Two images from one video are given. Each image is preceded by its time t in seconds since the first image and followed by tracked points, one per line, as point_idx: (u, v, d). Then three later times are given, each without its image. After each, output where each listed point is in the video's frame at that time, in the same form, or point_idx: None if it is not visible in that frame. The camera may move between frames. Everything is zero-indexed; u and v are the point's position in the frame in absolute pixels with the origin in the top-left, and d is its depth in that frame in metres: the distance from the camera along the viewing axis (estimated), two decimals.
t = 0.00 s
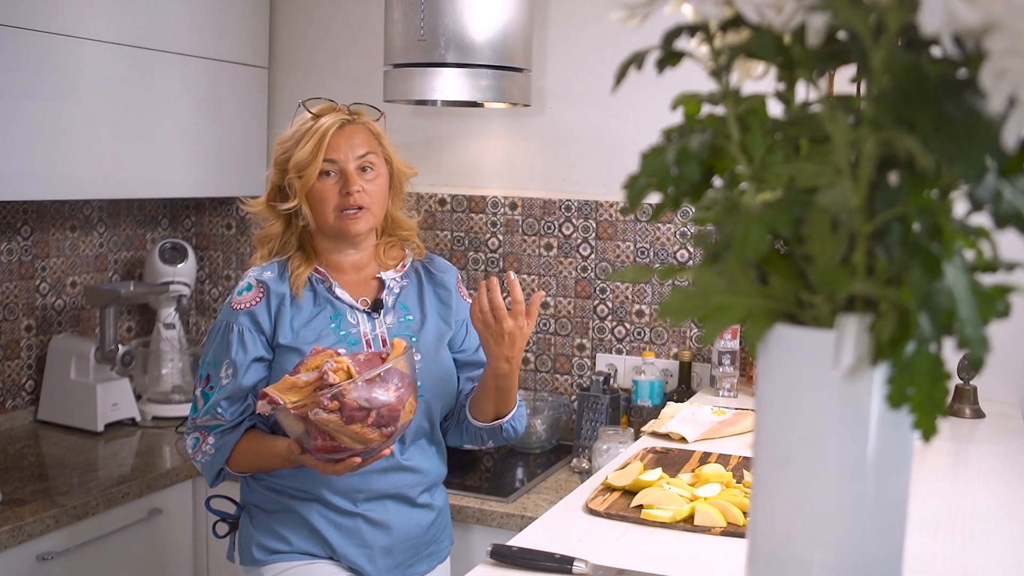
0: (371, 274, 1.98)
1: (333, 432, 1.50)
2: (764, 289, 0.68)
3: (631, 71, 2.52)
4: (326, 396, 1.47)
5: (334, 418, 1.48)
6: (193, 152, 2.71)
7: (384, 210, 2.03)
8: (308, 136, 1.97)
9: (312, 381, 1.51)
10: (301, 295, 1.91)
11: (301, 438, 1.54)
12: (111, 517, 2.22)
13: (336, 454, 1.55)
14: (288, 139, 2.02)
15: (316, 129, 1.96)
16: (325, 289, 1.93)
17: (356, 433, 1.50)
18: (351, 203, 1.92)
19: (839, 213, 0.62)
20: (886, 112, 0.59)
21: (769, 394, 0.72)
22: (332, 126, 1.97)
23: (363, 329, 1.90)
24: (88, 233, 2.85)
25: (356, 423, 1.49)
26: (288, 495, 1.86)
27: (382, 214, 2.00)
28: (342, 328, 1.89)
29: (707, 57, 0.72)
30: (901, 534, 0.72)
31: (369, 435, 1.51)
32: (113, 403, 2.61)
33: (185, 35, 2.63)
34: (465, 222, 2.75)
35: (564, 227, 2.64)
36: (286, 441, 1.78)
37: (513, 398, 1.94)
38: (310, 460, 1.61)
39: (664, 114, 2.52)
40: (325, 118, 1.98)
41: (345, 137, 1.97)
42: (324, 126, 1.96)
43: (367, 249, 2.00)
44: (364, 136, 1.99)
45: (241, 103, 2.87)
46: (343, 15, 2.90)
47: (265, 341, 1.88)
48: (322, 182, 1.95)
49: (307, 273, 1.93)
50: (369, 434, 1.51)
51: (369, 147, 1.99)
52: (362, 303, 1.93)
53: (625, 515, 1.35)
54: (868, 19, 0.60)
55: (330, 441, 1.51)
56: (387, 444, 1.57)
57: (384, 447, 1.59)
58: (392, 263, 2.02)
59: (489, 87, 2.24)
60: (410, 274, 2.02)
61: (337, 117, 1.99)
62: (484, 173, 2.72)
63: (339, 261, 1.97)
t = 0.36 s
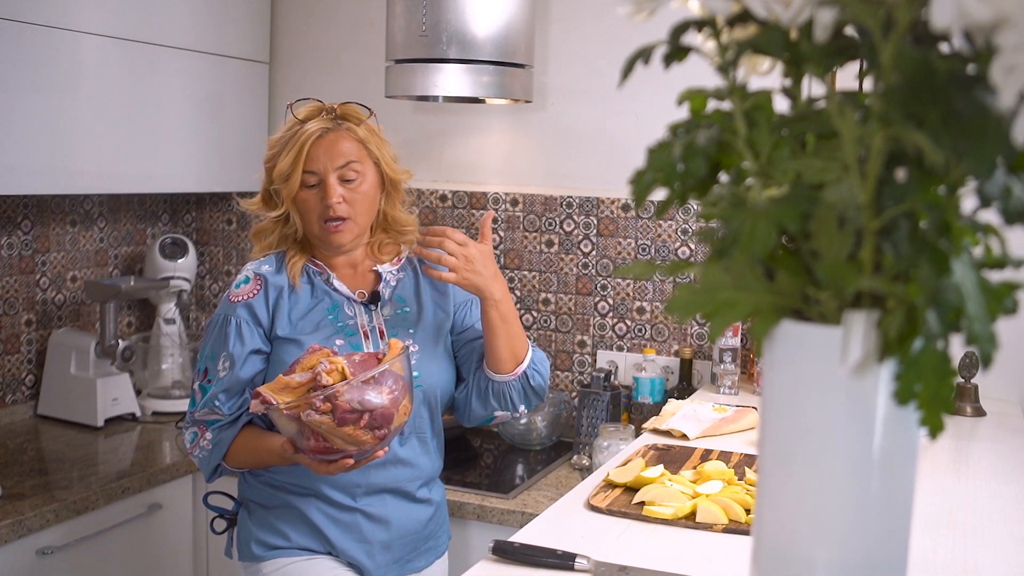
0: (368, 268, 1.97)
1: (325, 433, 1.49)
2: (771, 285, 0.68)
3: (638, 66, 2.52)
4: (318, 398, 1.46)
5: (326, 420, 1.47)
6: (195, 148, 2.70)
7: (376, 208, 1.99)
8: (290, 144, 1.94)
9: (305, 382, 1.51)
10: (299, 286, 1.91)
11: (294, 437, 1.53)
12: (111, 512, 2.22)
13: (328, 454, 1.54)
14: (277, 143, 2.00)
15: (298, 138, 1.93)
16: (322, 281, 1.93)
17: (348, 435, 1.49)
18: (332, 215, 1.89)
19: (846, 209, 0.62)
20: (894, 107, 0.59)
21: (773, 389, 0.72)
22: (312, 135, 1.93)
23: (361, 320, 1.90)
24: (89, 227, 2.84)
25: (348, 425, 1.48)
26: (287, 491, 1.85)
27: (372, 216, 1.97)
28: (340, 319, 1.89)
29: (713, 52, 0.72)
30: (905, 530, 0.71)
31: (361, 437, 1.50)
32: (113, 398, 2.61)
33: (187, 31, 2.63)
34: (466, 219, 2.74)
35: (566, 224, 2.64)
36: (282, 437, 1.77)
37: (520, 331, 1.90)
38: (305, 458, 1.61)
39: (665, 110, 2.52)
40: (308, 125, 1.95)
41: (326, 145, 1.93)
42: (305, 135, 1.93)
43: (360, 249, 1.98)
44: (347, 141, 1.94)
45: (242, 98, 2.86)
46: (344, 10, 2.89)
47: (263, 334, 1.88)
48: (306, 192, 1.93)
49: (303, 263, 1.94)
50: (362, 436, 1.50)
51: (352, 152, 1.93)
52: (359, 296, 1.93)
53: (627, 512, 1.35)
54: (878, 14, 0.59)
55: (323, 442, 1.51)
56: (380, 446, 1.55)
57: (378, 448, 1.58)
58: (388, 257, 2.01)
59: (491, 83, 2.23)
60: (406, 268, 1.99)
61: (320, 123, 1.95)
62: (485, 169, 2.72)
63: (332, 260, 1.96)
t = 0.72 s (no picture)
0: (368, 264, 1.97)
1: (316, 426, 1.50)
2: (774, 286, 0.68)
3: (641, 66, 2.52)
4: (309, 390, 1.47)
5: (316, 414, 1.48)
6: (198, 143, 2.70)
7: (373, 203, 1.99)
8: (284, 144, 1.95)
9: (297, 374, 1.52)
10: (298, 282, 1.92)
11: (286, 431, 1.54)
12: (112, 507, 2.22)
13: (320, 449, 1.55)
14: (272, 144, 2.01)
15: (290, 137, 1.94)
16: (322, 277, 1.93)
17: (339, 429, 1.49)
18: (327, 211, 1.89)
19: (849, 211, 0.62)
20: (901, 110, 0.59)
21: (775, 389, 0.73)
22: (305, 133, 1.93)
23: (360, 316, 1.90)
24: (92, 222, 2.85)
25: (338, 419, 1.48)
26: (286, 487, 1.86)
27: (371, 211, 1.96)
28: (339, 314, 1.90)
29: (719, 53, 0.72)
30: (906, 533, 0.72)
31: (353, 431, 1.50)
32: (114, 393, 2.61)
33: (191, 26, 2.63)
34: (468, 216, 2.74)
35: (568, 222, 2.64)
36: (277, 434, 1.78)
37: (519, 306, 1.88)
38: (297, 452, 1.61)
39: (668, 110, 2.52)
40: (300, 124, 1.95)
41: (319, 142, 1.93)
42: (297, 133, 1.93)
43: (360, 243, 1.97)
44: (339, 137, 1.94)
45: (246, 94, 2.86)
46: (348, 6, 2.89)
47: (262, 329, 1.89)
48: (302, 189, 1.93)
49: (302, 259, 1.94)
50: (353, 430, 1.50)
51: (346, 148, 1.93)
52: (359, 292, 1.92)
53: (627, 511, 1.35)
54: (884, 17, 0.60)
55: (315, 435, 1.52)
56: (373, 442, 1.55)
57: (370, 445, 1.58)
58: (387, 253, 2.00)
59: (495, 81, 2.24)
60: (406, 264, 1.99)
61: (312, 121, 1.95)
62: (488, 167, 2.72)
63: (333, 256, 1.96)
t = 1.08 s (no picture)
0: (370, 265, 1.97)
1: (317, 435, 1.49)
2: (771, 287, 0.68)
3: (638, 67, 2.52)
4: (311, 399, 1.47)
5: (318, 422, 1.48)
6: (198, 144, 2.71)
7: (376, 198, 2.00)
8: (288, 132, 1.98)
9: (300, 382, 1.52)
10: (300, 285, 1.91)
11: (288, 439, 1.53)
12: (112, 507, 2.22)
13: (320, 456, 1.55)
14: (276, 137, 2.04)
15: (295, 125, 1.97)
16: (325, 280, 1.92)
17: (340, 437, 1.49)
18: (330, 195, 1.90)
19: (844, 211, 0.63)
20: (894, 111, 0.60)
21: (771, 392, 0.73)
22: (309, 121, 1.97)
23: (362, 319, 1.89)
24: (92, 223, 2.85)
25: (340, 428, 1.48)
26: (288, 487, 1.86)
27: (373, 203, 1.98)
28: (342, 318, 1.89)
29: (715, 55, 0.72)
30: (903, 531, 0.72)
31: (354, 439, 1.50)
32: (114, 393, 2.61)
33: (192, 27, 2.64)
34: (469, 217, 2.75)
35: (568, 223, 2.64)
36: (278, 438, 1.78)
37: (508, 325, 1.83)
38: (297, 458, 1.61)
39: (667, 110, 2.52)
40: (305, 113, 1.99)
41: (323, 130, 1.96)
42: (301, 121, 1.97)
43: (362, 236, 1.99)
44: (344, 126, 1.98)
45: (246, 94, 2.87)
46: (348, 7, 2.89)
47: (264, 332, 1.88)
48: (304, 177, 1.95)
49: (306, 261, 1.94)
50: (353, 439, 1.50)
51: (350, 137, 1.97)
52: (361, 294, 1.92)
53: (626, 511, 1.36)
54: (878, 19, 0.60)
55: (315, 442, 1.51)
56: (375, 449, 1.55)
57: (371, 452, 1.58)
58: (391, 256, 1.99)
59: (494, 82, 2.24)
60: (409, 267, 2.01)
61: (317, 111, 1.99)
62: (488, 167, 2.72)
63: (335, 253, 1.97)
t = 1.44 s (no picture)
0: (377, 269, 1.97)
1: (317, 439, 1.50)
2: (765, 290, 0.68)
3: (634, 71, 2.53)
4: (309, 403, 1.47)
5: (317, 426, 1.48)
6: (199, 148, 2.71)
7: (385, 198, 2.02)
8: (301, 126, 2.01)
9: (299, 387, 1.52)
10: (307, 288, 1.92)
11: (288, 442, 1.54)
12: (115, 510, 2.23)
13: (321, 460, 1.56)
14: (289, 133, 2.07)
15: (308, 119, 2.01)
16: (332, 283, 1.93)
17: (340, 442, 1.49)
18: (342, 187, 1.92)
19: (838, 213, 0.63)
20: (886, 114, 0.60)
21: (767, 394, 0.73)
22: (323, 116, 2.01)
23: (369, 323, 1.90)
24: (95, 227, 2.86)
25: (339, 432, 1.48)
26: (294, 489, 1.86)
27: (382, 202, 2.00)
28: (349, 322, 1.90)
29: (709, 58, 0.72)
30: (899, 532, 0.72)
31: (354, 444, 1.50)
32: (117, 397, 2.62)
33: (194, 32, 2.64)
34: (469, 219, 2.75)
35: (568, 225, 2.64)
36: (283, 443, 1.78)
37: (514, 342, 1.91)
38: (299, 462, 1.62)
39: (667, 113, 2.52)
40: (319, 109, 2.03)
41: (337, 125, 2.00)
42: (315, 116, 2.00)
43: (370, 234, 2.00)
44: (358, 123, 2.01)
45: (247, 99, 2.87)
46: (349, 11, 2.90)
47: (271, 335, 1.89)
48: (316, 170, 1.98)
49: (313, 264, 1.94)
50: (352, 443, 1.50)
51: (363, 134, 2.00)
52: (368, 298, 1.92)
53: (626, 513, 1.36)
54: (869, 22, 0.60)
55: (315, 447, 1.52)
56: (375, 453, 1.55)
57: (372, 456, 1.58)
58: (398, 259, 2.00)
59: (495, 85, 2.25)
60: (417, 270, 1.99)
61: (331, 108, 2.03)
62: (489, 170, 2.72)
63: (344, 255, 1.99)
